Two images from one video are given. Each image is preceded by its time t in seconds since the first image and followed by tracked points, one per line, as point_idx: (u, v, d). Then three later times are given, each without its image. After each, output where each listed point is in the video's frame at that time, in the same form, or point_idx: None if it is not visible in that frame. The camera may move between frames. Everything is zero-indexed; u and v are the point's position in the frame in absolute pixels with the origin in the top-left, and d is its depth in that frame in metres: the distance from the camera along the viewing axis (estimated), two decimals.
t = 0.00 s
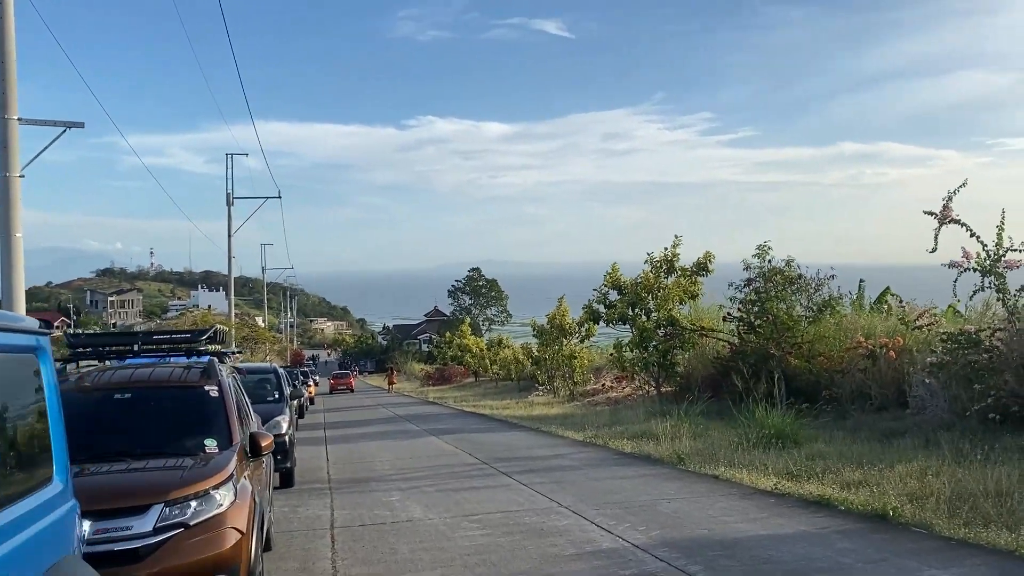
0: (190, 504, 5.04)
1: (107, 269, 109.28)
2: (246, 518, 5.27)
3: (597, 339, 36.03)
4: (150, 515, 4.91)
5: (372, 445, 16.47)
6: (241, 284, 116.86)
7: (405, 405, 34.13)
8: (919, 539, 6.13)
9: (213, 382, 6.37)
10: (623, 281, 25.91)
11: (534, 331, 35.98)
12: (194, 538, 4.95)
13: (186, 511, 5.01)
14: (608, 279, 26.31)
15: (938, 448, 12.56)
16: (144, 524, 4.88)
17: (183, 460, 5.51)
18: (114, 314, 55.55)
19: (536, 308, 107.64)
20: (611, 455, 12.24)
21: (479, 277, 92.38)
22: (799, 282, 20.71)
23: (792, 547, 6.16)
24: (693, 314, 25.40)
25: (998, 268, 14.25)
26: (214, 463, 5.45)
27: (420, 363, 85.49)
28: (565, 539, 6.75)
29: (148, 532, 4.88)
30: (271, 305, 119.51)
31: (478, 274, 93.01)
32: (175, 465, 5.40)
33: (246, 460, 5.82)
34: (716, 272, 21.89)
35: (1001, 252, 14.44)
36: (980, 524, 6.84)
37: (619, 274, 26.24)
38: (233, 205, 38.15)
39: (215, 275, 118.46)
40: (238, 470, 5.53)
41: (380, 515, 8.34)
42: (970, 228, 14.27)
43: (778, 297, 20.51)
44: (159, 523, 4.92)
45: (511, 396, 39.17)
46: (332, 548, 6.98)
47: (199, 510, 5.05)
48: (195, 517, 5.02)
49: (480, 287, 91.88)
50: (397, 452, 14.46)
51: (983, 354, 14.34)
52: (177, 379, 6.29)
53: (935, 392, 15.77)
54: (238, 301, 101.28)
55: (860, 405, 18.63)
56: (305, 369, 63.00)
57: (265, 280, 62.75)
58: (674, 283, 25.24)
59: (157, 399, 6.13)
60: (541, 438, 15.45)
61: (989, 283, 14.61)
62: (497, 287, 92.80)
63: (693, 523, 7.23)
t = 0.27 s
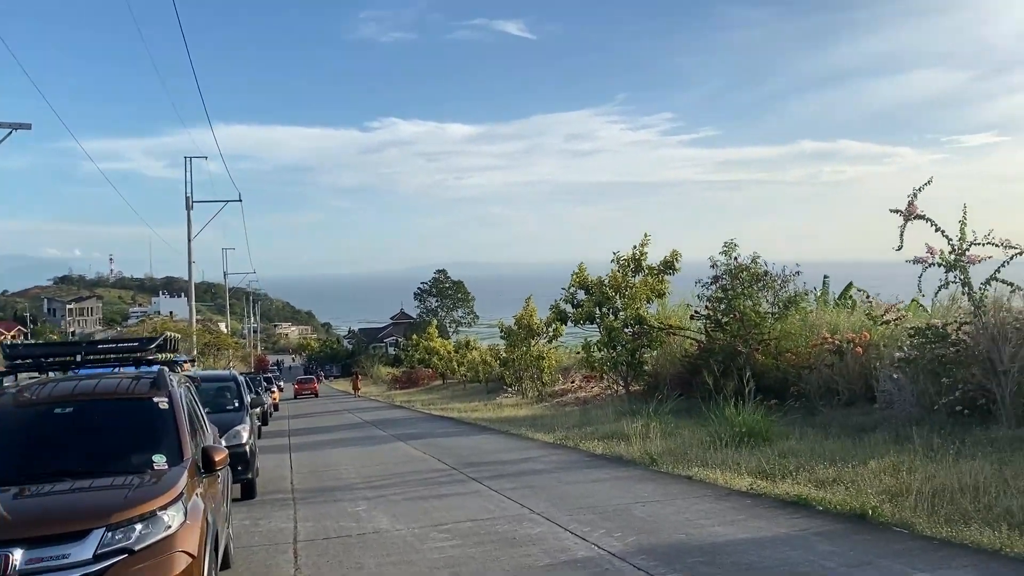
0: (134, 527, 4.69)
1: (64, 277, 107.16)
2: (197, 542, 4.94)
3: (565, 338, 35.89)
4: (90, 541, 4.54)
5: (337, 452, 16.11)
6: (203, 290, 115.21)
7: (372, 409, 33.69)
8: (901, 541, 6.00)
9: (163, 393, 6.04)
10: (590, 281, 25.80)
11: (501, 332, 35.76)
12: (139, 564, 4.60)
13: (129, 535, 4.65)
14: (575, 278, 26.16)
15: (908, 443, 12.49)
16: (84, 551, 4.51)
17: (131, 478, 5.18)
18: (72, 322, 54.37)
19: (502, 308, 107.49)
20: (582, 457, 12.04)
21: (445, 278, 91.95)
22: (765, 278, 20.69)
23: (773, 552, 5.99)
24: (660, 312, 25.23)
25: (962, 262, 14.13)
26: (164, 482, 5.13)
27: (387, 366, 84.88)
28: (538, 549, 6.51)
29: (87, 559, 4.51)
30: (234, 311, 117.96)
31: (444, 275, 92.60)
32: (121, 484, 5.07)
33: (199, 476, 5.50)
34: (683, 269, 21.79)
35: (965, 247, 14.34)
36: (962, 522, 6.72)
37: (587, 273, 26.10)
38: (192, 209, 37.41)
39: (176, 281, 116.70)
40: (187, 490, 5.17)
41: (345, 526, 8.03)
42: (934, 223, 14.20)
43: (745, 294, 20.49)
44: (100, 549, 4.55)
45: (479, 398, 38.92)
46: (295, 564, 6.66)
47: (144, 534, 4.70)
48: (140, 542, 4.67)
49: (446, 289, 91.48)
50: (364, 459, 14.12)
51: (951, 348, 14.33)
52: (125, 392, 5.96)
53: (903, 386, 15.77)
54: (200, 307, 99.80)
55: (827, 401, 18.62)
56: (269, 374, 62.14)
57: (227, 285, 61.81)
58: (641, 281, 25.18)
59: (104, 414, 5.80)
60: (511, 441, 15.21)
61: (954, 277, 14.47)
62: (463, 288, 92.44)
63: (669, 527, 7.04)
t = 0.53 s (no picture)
0: (65, 552, 4.27)
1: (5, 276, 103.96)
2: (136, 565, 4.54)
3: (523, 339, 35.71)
4: (14, 568, 4.11)
5: (290, 458, 15.63)
6: (152, 290, 112.81)
7: (325, 412, 33.09)
8: (879, 550, 5.84)
9: (101, 400, 5.62)
10: (549, 282, 25.64)
11: (458, 333, 35.45)
12: None
13: (59, 561, 4.24)
14: (533, 279, 26.01)
15: (869, 446, 12.44)
16: None
17: (65, 495, 4.77)
18: (12, 322, 52.63)
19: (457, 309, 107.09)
20: (544, 461, 11.78)
21: (399, 279, 91.22)
22: (723, 279, 20.70)
23: (749, 563, 5.78)
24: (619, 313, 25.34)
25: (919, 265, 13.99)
26: (101, 498, 4.71)
27: (340, 368, 83.89)
28: (504, 561, 6.21)
29: None
30: (183, 311, 115.70)
31: (398, 276, 91.86)
32: (53, 502, 4.66)
33: (140, 490, 5.09)
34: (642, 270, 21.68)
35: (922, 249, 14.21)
36: (937, 529, 6.60)
37: (545, 275, 25.97)
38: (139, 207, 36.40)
39: (123, 281, 114.08)
40: (125, 509, 4.74)
41: (299, 538, 7.64)
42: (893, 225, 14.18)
43: (703, 295, 20.44)
44: None
45: (435, 400, 38.49)
46: None
47: (76, 559, 4.29)
48: (71, 567, 4.25)
49: (400, 289, 90.77)
50: (318, 465, 13.68)
51: (909, 350, 14.37)
52: (59, 399, 5.53)
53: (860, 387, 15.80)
54: (148, 307, 97.63)
55: (785, 402, 18.62)
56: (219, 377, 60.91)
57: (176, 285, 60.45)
58: (599, 282, 25.10)
59: (36, 424, 5.37)
60: (469, 445, 14.89)
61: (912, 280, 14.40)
62: (418, 289, 91.82)
63: (639, 537, 6.80)
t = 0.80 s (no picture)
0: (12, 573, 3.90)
1: None
2: None
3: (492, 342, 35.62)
4: None
5: (256, 465, 15.19)
6: (112, 294, 110.76)
7: (291, 417, 32.53)
8: (876, 554, 5.66)
9: (55, 405, 5.25)
10: (519, 283, 25.47)
11: (426, 336, 35.09)
12: None
13: None
14: (503, 280, 25.79)
15: (847, 445, 12.33)
16: None
17: (13, 509, 4.40)
18: None
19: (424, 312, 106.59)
20: (519, 465, 11.52)
21: (365, 282, 90.49)
22: (695, 279, 20.60)
23: (743, 568, 5.57)
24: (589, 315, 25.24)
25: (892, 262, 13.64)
26: (53, 513, 4.35)
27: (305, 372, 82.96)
28: (486, 571, 5.93)
29: None
30: (144, 316, 113.74)
31: (364, 279, 91.11)
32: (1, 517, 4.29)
33: (97, 503, 4.73)
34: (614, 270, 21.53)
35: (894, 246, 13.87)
36: (930, 530, 6.44)
37: (515, 276, 25.77)
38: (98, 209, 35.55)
39: (82, 286, 111.92)
40: (80, 524, 4.39)
41: (268, 549, 7.28)
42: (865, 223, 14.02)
43: (675, 296, 20.30)
44: None
45: (403, 404, 38.08)
46: None
47: None
48: None
49: (367, 292, 89.99)
50: (285, 472, 13.28)
51: (883, 348, 14.30)
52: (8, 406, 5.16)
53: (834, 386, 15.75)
54: (108, 312, 95.80)
55: (757, 402, 18.53)
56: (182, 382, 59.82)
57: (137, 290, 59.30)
58: (570, 283, 24.97)
59: None
60: (441, 449, 14.58)
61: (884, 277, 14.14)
62: (384, 292, 91.17)
63: (625, 542, 6.56)
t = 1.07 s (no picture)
0: None
1: None
2: None
3: (477, 343, 35.28)
4: None
5: (242, 473, 14.82)
6: (89, 304, 109.43)
7: (276, 424, 32.12)
8: (896, 551, 5.46)
9: (26, 418, 4.95)
10: (504, 282, 25.23)
11: (410, 339, 34.65)
12: None
13: None
14: (489, 279, 25.55)
15: (844, 438, 12.14)
16: None
17: None
18: None
19: (407, 314, 106.10)
20: (513, 466, 11.26)
21: (347, 286, 89.85)
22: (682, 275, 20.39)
23: (759, 569, 5.34)
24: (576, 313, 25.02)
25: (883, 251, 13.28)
26: (29, 534, 4.05)
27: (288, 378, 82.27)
28: None
29: None
30: (123, 325, 112.43)
31: (346, 282, 90.49)
32: None
33: (75, 522, 4.43)
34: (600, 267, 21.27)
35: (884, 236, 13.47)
36: (946, 523, 6.25)
37: (500, 275, 25.53)
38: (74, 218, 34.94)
39: (59, 296, 110.52)
40: (55, 549, 4.06)
41: (259, 562, 6.98)
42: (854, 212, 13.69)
43: (663, 291, 19.74)
44: None
45: (390, 407, 37.72)
46: None
47: None
48: None
49: (348, 296, 89.35)
50: (273, 480, 12.93)
51: (876, 339, 14.08)
52: None
53: (827, 378, 15.59)
54: (86, 322, 94.62)
55: (748, 396, 18.34)
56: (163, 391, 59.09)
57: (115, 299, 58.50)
58: (556, 281, 24.76)
59: None
60: (432, 453, 14.28)
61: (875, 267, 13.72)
62: (366, 295, 90.58)
63: (632, 545, 6.32)
